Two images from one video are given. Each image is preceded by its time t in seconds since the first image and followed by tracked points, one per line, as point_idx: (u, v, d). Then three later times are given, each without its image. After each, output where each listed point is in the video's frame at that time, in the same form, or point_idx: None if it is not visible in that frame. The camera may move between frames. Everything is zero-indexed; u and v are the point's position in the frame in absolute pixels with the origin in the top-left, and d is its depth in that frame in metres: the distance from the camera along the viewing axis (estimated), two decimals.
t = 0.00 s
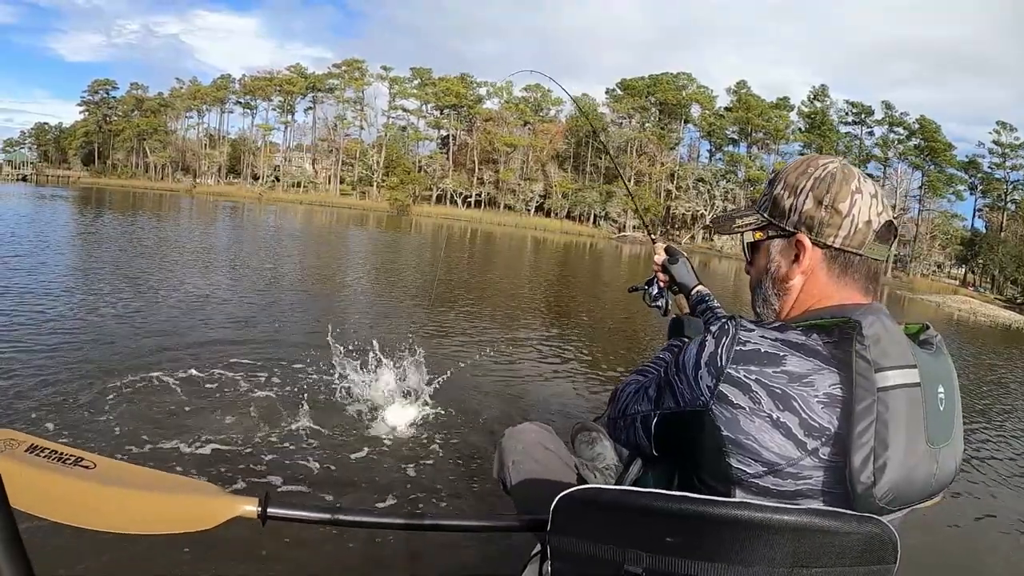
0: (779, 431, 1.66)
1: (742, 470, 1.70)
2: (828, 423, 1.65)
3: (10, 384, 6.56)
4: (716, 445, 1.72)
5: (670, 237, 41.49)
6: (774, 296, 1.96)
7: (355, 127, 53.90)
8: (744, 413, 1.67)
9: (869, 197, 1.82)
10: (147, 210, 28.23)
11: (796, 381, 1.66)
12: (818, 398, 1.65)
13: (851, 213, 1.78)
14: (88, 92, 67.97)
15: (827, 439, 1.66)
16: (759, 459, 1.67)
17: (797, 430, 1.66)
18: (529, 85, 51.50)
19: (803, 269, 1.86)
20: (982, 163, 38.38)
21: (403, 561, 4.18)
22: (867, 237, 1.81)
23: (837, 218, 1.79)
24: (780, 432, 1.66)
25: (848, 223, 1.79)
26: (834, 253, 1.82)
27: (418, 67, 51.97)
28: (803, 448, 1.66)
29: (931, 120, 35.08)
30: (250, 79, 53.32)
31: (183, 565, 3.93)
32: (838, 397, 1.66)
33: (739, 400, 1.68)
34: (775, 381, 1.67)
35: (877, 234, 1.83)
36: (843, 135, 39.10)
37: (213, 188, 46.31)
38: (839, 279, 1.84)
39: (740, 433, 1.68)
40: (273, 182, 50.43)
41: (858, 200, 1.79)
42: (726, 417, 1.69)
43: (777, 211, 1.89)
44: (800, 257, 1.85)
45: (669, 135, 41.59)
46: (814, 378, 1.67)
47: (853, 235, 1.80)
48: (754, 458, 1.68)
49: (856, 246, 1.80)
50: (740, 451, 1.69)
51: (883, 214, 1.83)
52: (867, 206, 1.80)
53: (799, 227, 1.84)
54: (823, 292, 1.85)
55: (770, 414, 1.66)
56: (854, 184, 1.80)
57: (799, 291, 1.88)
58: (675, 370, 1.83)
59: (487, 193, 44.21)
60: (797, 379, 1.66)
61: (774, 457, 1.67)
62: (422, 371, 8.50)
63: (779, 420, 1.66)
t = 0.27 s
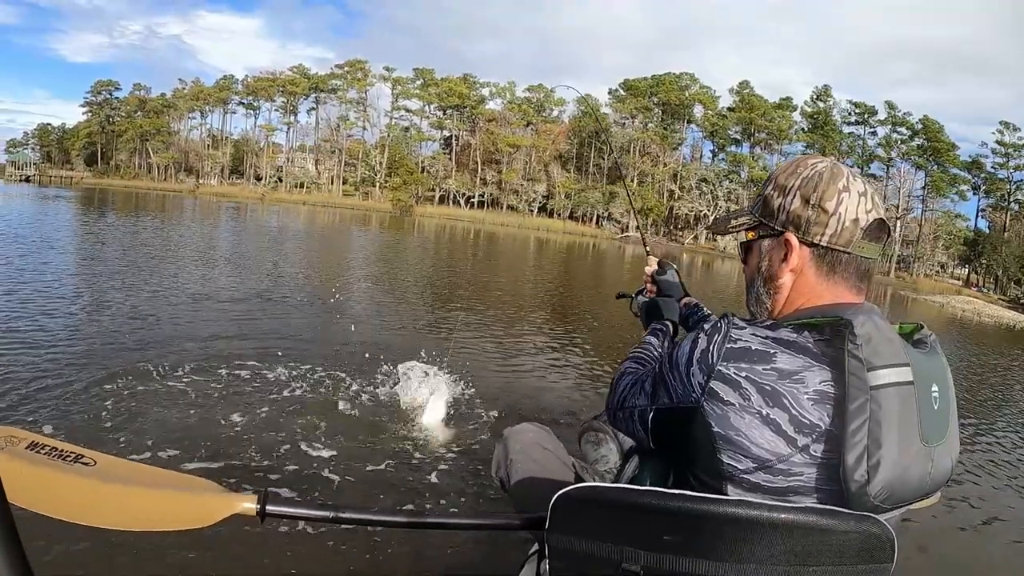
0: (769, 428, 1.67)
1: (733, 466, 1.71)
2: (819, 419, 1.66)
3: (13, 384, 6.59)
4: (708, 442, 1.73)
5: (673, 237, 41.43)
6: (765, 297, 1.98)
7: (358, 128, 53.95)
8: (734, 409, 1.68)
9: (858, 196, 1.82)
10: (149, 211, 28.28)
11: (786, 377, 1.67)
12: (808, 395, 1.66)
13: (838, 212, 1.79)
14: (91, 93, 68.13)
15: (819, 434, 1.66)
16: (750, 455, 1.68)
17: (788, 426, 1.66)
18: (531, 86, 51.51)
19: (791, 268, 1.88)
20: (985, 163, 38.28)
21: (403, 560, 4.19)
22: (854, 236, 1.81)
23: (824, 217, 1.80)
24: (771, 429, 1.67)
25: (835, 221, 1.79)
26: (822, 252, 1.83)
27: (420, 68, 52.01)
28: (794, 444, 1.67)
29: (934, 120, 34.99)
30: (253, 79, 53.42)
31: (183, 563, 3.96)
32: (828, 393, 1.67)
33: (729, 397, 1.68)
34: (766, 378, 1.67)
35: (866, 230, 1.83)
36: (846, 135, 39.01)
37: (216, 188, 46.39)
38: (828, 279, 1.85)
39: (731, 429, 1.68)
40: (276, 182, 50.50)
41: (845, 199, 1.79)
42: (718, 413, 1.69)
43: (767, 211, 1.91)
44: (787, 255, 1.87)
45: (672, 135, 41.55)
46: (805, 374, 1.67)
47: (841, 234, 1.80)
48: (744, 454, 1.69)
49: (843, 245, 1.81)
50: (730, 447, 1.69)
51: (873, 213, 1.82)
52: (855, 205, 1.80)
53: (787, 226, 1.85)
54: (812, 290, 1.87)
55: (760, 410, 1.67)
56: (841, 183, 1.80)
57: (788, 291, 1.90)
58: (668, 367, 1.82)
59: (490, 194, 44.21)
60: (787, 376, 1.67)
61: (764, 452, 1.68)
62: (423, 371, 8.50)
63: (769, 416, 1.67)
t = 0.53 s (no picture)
0: (771, 417, 1.70)
1: (737, 455, 1.73)
2: (821, 409, 1.68)
3: (16, 386, 6.61)
4: (712, 430, 1.75)
5: (676, 238, 41.40)
6: (770, 293, 2.00)
7: (361, 128, 54.00)
8: (738, 398, 1.70)
9: (856, 196, 1.84)
10: (152, 211, 28.34)
11: (789, 367, 1.70)
12: (810, 383, 1.69)
13: (833, 210, 1.83)
14: (94, 93, 68.28)
15: (820, 424, 1.69)
16: (752, 444, 1.71)
17: (790, 415, 1.69)
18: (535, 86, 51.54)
19: (791, 267, 1.91)
20: (989, 163, 38.18)
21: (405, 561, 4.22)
22: (851, 234, 1.84)
23: (819, 216, 1.84)
24: (774, 417, 1.69)
25: (830, 219, 1.83)
26: (818, 249, 1.86)
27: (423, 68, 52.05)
28: (797, 433, 1.69)
29: (938, 120, 34.92)
30: (256, 80, 53.52)
31: (187, 564, 4.00)
32: (829, 382, 1.70)
33: (733, 386, 1.71)
34: (769, 367, 1.70)
35: (864, 231, 1.85)
36: (850, 135, 38.95)
37: (219, 188, 46.50)
38: (825, 277, 1.88)
39: (734, 419, 1.71)
40: (279, 183, 50.57)
41: (841, 200, 1.83)
42: (722, 402, 1.72)
43: (771, 212, 1.95)
44: (786, 254, 1.91)
45: (675, 135, 41.52)
46: (807, 365, 1.71)
47: (836, 232, 1.83)
48: (748, 443, 1.71)
49: (838, 243, 1.84)
50: (734, 436, 1.72)
51: (870, 212, 1.85)
52: (852, 205, 1.83)
53: (786, 225, 1.90)
54: (812, 287, 1.89)
55: (764, 399, 1.69)
56: (839, 183, 1.84)
57: (789, 287, 1.93)
58: (671, 357, 1.84)
59: (493, 194, 44.24)
60: (790, 366, 1.70)
61: (768, 441, 1.70)
62: (426, 372, 8.52)
63: (773, 404, 1.69)
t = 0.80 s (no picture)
0: (771, 401, 1.71)
1: (736, 436, 1.75)
2: (819, 397, 1.70)
3: (19, 388, 6.61)
4: (713, 410, 1.77)
5: (679, 238, 41.40)
6: (770, 290, 2.04)
7: (364, 128, 54.10)
8: (739, 381, 1.72)
9: (848, 196, 1.88)
10: (157, 211, 28.45)
11: (789, 355, 1.72)
12: (809, 372, 1.71)
13: (822, 209, 1.87)
14: (99, 93, 68.57)
15: (819, 412, 1.70)
16: (752, 426, 1.72)
17: (789, 401, 1.71)
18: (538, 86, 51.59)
19: (784, 263, 1.95)
20: (993, 163, 38.13)
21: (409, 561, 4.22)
22: (839, 230, 1.86)
23: (809, 216, 1.89)
24: (773, 402, 1.71)
25: (819, 217, 1.87)
26: (808, 245, 1.90)
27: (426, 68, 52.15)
28: (796, 419, 1.70)
29: (941, 120, 34.88)
30: (259, 80, 53.69)
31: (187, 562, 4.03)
32: (828, 372, 1.71)
33: (734, 368, 1.72)
34: (770, 354, 1.72)
35: (853, 230, 1.87)
36: (853, 135, 38.91)
37: (222, 189, 46.67)
38: (819, 274, 1.90)
39: (734, 400, 1.73)
40: (282, 183, 50.73)
41: (832, 200, 1.86)
42: (723, 383, 1.74)
43: (770, 216, 2.01)
44: (780, 251, 1.95)
45: (678, 135, 41.53)
46: (806, 354, 1.72)
47: (823, 229, 1.87)
48: (747, 426, 1.73)
49: (826, 239, 1.87)
50: (733, 418, 1.73)
51: (861, 211, 1.87)
52: (842, 205, 1.87)
53: (780, 225, 1.95)
54: (807, 285, 1.92)
55: (763, 384, 1.71)
56: (832, 183, 1.88)
57: (784, 281, 1.97)
58: (675, 329, 1.85)
59: (496, 194, 44.31)
60: (790, 354, 1.72)
61: (767, 426, 1.71)
62: (428, 373, 8.52)
63: (772, 390, 1.71)
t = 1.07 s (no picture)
0: (780, 392, 1.73)
1: (745, 427, 1.77)
2: (826, 388, 1.73)
3: (22, 390, 6.59)
4: (722, 404, 1.79)
5: (682, 239, 41.35)
6: (770, 289, 2.07)
7: (367, 129, 54.10)
8: (749, 373, 1.74)
9: (845, 197, 1.91)
10: (159, 211, 28.55)
11: (796, 347, 1.75)
12: (816, 363, 1.74)
13: (818, 210, 1.91)
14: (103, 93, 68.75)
15: (826, 403, 1.73)
16: (761, 417, 1.74)
17: (799, 391, 1.73)
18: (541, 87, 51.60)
19: (783, 263, 1.99)
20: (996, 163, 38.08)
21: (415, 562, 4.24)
22: (837, 231, 1.90)
23: (807, 216, 1.92)
24: (783, 393, 1.73)
25: (815, 218, 1.91)
26: (806, 244, 1.93)
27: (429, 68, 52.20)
28: (804, 409, 1.73)
29: (945, 120, 34.81)
30: (262, 80, 53.80)
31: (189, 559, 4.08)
32: (833, 362, 1.75)
33: (746, 362, 1.74)
34: (779, 346, 1.74)
35: (848, 229, 1.90)
36: (856, 136, 38.84)
37: (225, 189, 46.76)
38: (818, 274, 1.93)
39: (744, 392, 1.75)
40: (285, 183, 50.82)
41: (827, 202, 1.90)
42: (734, 377, 1.75)
43: (773, 218, 2.03)
44: (780, 252, 1.98)
45: (681, 136, 41.49)
46: (814, 346, 1.75)
47: (821, 229, 1.90)
48: (757, 416, 1.75)
49: (824, 239, 1.90)
50: (743, 410, 1.76)
51: (859, 213, 1.91)
52: (838, 206, 1.90)
53: (780, 227, 1.99)
54: (807, 284, 1.95)
55: (773, 375, 1.73)
56: (830, 186, 1.92)
57: (784, 282, 2.00)
58: (683, 329, 1.86)
59: (499, 195, 44.33)
60: (797, 346, 1.75)
61: (777, 415, 1.74)
62: (430, 374, 8.52)
63: (782, 380, 1.73)
